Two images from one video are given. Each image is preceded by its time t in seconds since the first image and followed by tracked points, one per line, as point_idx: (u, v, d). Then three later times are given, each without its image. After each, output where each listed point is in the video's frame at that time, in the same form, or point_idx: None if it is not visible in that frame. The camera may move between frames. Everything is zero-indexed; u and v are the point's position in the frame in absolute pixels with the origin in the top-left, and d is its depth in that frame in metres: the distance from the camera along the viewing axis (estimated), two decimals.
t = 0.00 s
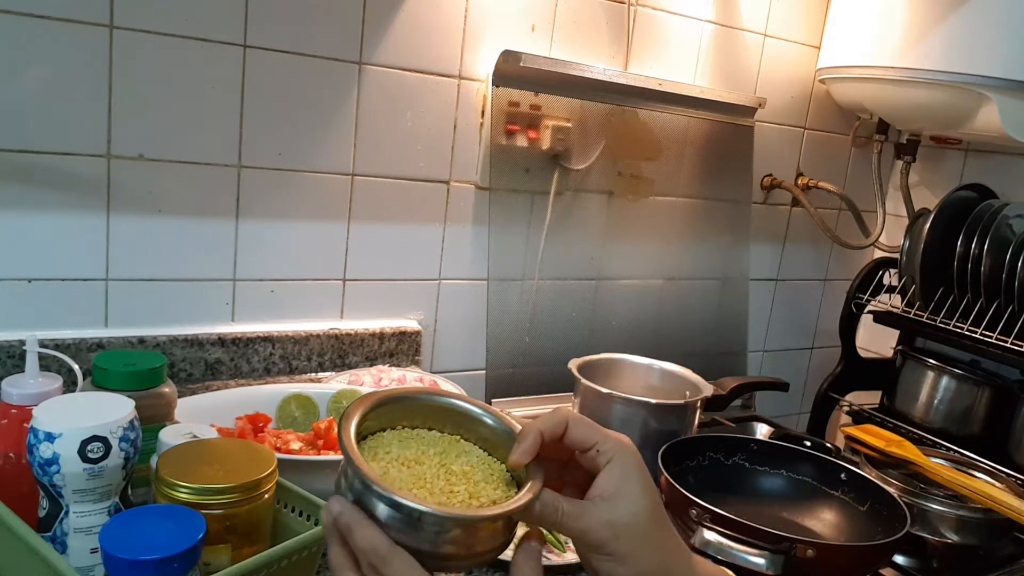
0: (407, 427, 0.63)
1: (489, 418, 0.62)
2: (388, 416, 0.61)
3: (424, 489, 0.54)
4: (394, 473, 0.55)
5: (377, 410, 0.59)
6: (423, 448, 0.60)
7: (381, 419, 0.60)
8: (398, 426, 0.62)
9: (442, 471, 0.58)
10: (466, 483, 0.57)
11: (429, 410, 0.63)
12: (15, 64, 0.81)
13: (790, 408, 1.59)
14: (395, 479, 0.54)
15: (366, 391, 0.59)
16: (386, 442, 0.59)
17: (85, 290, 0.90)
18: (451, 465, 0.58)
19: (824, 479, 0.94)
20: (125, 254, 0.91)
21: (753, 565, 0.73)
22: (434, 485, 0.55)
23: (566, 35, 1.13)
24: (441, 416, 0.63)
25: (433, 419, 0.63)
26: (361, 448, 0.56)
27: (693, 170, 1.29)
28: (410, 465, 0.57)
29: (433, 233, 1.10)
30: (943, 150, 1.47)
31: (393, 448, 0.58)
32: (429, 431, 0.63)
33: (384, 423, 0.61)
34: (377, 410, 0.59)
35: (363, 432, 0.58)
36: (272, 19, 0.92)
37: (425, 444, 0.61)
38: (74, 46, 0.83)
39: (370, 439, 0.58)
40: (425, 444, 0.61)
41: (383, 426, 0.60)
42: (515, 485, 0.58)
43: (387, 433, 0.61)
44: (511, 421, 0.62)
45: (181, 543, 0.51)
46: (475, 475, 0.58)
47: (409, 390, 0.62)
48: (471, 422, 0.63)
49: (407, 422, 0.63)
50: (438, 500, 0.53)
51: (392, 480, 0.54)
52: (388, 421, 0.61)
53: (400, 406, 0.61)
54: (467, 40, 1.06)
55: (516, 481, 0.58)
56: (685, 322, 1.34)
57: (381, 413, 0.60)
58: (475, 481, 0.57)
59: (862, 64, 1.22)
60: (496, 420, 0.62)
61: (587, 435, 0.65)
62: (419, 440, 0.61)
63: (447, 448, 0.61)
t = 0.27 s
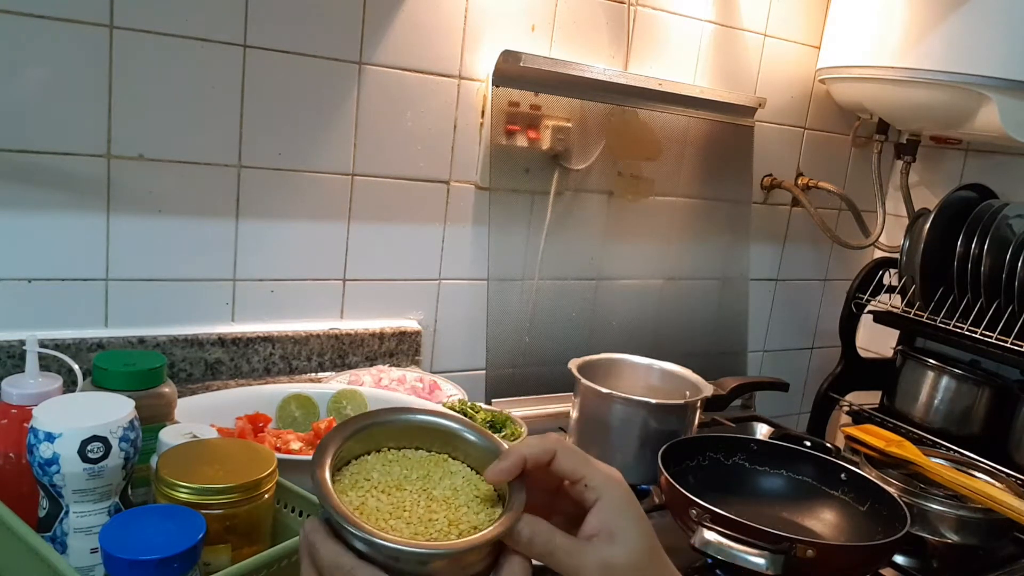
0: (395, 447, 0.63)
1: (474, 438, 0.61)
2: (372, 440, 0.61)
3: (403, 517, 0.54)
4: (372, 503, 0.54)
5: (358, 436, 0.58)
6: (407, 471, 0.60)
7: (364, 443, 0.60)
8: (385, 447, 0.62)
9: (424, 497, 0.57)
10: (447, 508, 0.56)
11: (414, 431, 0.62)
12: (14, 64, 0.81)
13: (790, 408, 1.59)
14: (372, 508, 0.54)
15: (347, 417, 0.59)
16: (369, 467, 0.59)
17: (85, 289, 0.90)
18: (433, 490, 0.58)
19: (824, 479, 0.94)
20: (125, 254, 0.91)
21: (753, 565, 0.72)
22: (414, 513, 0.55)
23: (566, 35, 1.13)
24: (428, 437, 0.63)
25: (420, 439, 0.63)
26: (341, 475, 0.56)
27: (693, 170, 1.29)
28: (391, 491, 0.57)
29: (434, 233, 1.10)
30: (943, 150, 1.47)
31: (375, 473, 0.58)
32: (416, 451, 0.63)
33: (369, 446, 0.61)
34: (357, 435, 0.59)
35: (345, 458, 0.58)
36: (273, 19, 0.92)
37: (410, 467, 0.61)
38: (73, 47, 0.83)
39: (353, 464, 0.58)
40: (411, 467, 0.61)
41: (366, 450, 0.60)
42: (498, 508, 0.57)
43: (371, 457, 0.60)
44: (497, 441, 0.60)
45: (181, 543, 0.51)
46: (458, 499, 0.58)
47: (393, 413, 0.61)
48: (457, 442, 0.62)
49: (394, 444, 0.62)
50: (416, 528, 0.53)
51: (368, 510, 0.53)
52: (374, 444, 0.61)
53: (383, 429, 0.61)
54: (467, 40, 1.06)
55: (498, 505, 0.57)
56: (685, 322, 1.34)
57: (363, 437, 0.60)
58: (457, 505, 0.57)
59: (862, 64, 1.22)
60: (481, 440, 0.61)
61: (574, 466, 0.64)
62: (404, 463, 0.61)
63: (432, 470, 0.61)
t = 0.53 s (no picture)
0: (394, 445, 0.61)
1: (469, 432, 0.59)
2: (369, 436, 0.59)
3: (388, 510, 0.52)
4: (358, 495, 0.53)
5: (351, 431, 0.57)
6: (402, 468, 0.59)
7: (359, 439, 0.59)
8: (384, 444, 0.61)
9: (415, 492, 0.56)
10: (436, 503, 0.54)
11: (411, 428, 0.61)
12: (15, 64, 0.81)
13: (790, 408, 1.59)
14: (358, 500, 0.52)
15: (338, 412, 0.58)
16: (362, 462, 0.57)
17: (85, 289, 0.90)
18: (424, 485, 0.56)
19: (824, 479, 0.94)
20: (125, 254, 0.91)
21: (753, 565, 0.73)
22: (401, 507, 0.53)
23: (566, 35, 1.13)
24: (426, 434, 0.61)
25: (419, 436, 0.61)
26: (331, 471, 0.55)
27: (693, 170, 1.29)
28: (382, 485, 0.56)
29: (434, 233, 1.10)
30: (943, 150, 1.47)
31: (367, 469, 0.57)
32: (415, 449, 0.61)
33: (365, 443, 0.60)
34: (350, 431, 0.58)
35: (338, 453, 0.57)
36: (273, 19, 0.92)
37: (405, 464, 0.59)
38: (73, 47, 0.83)
39: (347, 460, 0.57)
40: (406, 463, 0.59)
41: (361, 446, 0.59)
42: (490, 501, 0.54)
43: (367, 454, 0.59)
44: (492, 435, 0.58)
45: (181, 543, 0.51)
46: (449, 494, 0.55)
47: (387, 408, 0.60)
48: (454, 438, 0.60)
49: (393, 441, 0.61)
50: (400, 521, 0.51)
51: (353, 502, 0.52)
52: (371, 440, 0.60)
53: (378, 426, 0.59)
54: (467, 40, 1.06)
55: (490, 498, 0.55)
56: (685, 322, 1.34)
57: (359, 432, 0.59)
58: (447, 500, 0.55)
59: (862, 64, 1.22)
60: (476, 435, 0.59)
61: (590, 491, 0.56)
62: (400, 459, 0.60)
63: (427, 466, 0.59)
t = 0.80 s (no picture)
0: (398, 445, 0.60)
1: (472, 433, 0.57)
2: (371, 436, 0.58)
3: (384, 515, 0.52)
4: (355, 499, 0.52)
5: (350, 431, 0.56)
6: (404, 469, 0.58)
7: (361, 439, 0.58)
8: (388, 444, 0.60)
9: (415, 495, 0.55)
10: (435, 507, 0.53)
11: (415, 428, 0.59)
12: (14, 64, 0.81)
13: (790, 408, 1.59)
14: (354, 505, 0.52)
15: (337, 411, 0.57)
16: (363, 464, 0.57)
17: (85, 289, 0.90)
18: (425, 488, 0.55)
19: (824, 479, 0.94)
20: (125, 254, 0.91)
21: (753, 565, 0.72)
22: (399, 511, 0.53)
23: (566, 35, 1.13)
24: (430, 433, 0.59)
25: (423, 436, 0.60)
26: (331, 473, 0.55)
27: (693, 170, 1.29)
28: (381, 488, 0.55)
29: (434, 233, 1.10)
30: (943, 150, 1.47)
31: (367, 471, 0.56)
32: (419, 449, 0.60)
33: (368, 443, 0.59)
34: (350, 431, 0.57)
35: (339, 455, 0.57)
36: (273, 19, 0.92)
37: (407, 465, 0.58)
38: (73, 47, 0.83)
39: (348, 462, 0.57)
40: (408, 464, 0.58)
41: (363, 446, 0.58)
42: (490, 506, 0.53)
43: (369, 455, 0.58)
44: (496, 437, 0.56)
45: (181, 543, 0.51)
46: (450, 497, 0.54)
47: (390, 407, 0.58)
48: (458, 438, 0.58)
49: (397, 441, 0.60)
50: (396, 525, 0.50)
51: (349, 506, 0.51)
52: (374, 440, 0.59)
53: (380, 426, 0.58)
54: (467, 40, 1.06)
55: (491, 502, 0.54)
56: (685, 322, 1.34)
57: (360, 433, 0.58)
58: (447, 504, 0.54)
59: (862, 64, 1.22)
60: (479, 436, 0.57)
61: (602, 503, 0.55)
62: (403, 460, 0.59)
63: (430, 467, 0.58)
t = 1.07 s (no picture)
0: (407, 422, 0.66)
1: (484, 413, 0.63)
2: (382, 414, 0.64)
3: (394, 490, 0.57)
4: (365, 475, 0.57)
5: (363, 407, 0.62)
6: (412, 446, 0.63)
7: (372, 416, 0.63)
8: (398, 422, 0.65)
9: (424, 472, 0.60)
10: (444, 484, 0.58)
11: (425, 407, 0.65)
12: (14, 64, 0.81)
13: (790, 408, 1.59)
14: (363, 479, 0.57)
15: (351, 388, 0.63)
16: (372, 440, 0.62)
17: (85, 289, 0.90)
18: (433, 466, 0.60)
19: (824, 479, 0.94)
20: (125, 254, 0.91)
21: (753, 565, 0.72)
22: (408, 487, 0.58)
23: (566, 35, 1.13)
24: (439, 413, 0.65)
25: (432, 415, 0.65)
26: (339, 448, 0.60)
27: (693, 170, 1.29)
28: (391, 464, 0.60)
29: (434, 233, 1.10)
30: (943, 150, 1.47)
31: (376, 447, 0.61)
32: (429, 427, 0.66)
33: (378, 420, 0.64)
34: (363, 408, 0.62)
35: (349, 431, 0.62)
36: (272, 19, 0.92)
37: (416, 442, 0.63)
38: (73, 47, 0.83)
39: (357, 437, 0.62)
40: (417, 442, 0.64)
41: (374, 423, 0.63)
42: (499, 485, 0.58)
43: (379, 433, 0.64)
44: (507, 418, 0.62)
45: (181, 543, 0.51)
46: (458, 476, 0.60)
47: (403, 387, 0.64)
48: (468, 417, 0.64)
49: (406, 419, 0.65)
50: (406, 501, 0.55)
51: (358, 480, 0.56)
52: (384, 417, 0.64)
53: (391, 404, 0.64)
54: (467, 40, 1.06)
55: (501, 482, 0.59)
56: (685, 322, 1.34)
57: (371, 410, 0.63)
58: (456, 482, 0.59)
59: (862, 64, 1.22)
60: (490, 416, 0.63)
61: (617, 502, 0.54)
62: (412, 437, 0.64)
63: (440, 445, 0.63)
